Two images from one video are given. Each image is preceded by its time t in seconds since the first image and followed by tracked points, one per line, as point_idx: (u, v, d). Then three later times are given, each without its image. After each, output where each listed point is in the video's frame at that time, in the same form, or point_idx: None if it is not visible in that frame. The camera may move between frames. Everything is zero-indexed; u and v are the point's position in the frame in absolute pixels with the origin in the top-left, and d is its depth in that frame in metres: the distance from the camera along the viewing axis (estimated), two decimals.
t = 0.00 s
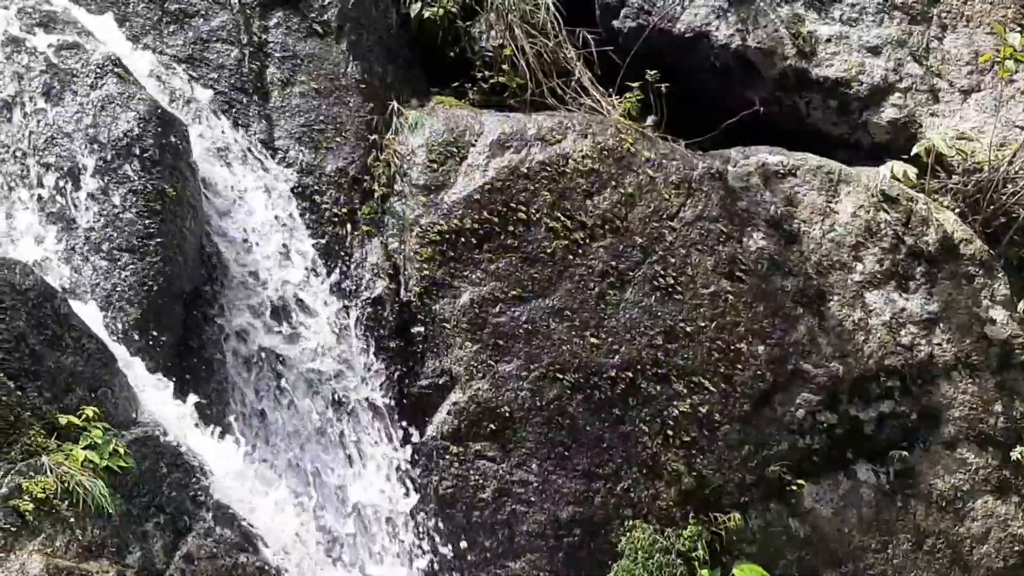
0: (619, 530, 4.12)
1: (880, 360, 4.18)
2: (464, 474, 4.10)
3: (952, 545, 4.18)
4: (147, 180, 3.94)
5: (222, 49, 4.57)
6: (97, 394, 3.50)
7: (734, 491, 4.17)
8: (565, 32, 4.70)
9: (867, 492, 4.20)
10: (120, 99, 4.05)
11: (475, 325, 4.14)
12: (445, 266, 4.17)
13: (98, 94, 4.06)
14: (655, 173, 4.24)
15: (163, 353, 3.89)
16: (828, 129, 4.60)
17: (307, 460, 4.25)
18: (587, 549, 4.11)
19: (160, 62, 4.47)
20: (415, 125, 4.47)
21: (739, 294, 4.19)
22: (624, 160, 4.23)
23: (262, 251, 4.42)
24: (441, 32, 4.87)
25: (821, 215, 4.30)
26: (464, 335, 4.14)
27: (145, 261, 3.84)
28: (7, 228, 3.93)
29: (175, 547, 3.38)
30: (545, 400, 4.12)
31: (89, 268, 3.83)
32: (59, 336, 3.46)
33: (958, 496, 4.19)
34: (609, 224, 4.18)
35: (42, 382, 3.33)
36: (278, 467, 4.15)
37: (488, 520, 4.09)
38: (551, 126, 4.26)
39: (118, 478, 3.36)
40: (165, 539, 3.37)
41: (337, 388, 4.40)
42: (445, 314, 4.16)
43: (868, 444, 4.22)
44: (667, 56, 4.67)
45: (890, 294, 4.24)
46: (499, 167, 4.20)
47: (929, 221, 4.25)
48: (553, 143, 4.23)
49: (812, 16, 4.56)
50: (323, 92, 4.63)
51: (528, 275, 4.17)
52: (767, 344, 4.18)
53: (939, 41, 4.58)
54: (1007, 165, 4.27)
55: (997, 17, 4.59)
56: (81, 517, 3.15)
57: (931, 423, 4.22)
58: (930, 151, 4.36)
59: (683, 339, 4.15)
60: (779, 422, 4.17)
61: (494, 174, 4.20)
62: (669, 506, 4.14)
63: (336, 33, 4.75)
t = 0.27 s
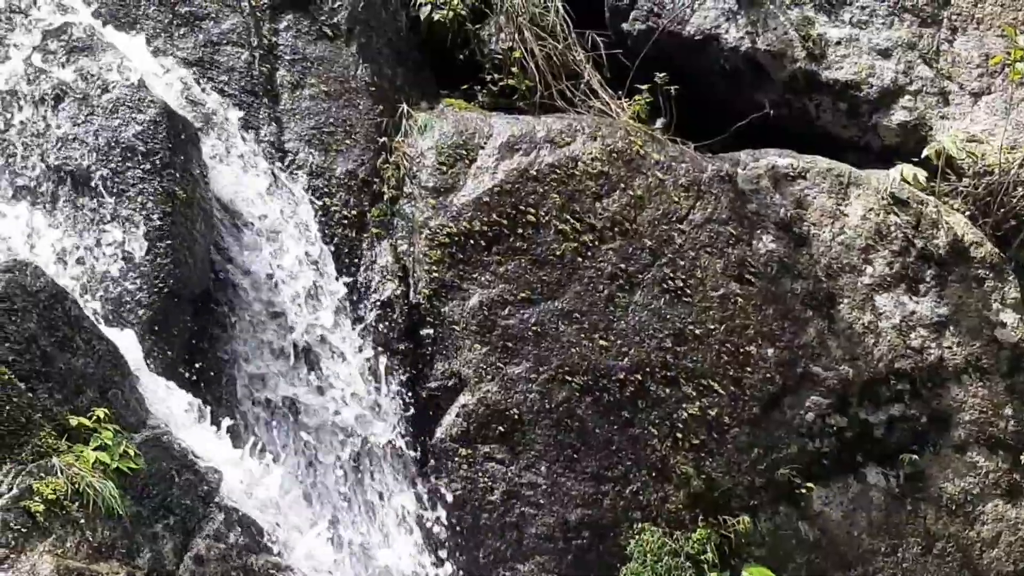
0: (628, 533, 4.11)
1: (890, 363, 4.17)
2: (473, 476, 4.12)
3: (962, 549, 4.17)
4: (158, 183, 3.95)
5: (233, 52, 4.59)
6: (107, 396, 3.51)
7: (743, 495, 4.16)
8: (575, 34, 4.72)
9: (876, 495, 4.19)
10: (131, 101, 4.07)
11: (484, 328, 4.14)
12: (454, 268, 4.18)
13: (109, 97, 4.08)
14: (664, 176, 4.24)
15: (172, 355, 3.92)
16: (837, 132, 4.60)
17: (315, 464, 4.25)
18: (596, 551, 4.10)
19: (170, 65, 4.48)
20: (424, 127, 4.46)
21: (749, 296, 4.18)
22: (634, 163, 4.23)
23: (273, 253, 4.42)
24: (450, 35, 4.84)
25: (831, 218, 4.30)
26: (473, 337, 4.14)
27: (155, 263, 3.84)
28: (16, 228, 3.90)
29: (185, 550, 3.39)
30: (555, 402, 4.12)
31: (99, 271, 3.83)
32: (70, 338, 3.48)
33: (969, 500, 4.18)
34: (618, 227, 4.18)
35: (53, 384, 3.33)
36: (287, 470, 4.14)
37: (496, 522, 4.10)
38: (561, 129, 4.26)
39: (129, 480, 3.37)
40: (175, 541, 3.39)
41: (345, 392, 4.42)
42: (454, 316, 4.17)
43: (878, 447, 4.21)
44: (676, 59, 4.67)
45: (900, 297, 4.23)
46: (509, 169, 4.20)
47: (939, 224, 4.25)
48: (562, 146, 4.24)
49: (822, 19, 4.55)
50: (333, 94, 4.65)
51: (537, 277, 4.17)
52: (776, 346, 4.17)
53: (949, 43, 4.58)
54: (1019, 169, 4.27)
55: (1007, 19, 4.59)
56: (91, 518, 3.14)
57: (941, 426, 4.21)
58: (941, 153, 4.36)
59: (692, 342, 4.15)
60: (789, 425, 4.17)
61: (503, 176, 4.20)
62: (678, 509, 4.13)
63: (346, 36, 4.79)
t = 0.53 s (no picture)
0: (636, 535, 4.11)
1: (899, 366, 4.16)
2: (482, 477, 4.13)
3: (970, 552, 4.17)
4: (167, 183, 3.96)
5: (242, 53, 4.60)
6: (116, 397, 3.52)
7: (752, 497, 4.14)
8: (583, 35, 4.71)
9: (885, 497, 4.18)
10: (140, 103, 4.07)
11: (492, 329, 4.15)
12: (462, 269, 4.19)
13: (118, 98, 4.09)
14: (673, 177, 4.22)
15: (181, 356, 3.93)
16: (846, 132, 4.59)
17: (325, 463, 4.25)
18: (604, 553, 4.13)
19: (179, 66, 4.49)
20: (433, 129, 4.48)
21: (758, 298, 4.16)
22: (642, 164, 4.21)
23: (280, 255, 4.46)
24: (459, 35, 4.81)
25: (839, 219, 4.30)
26: (480, 338, 4.16)
27: (164, 263, 3.84)
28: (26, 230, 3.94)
29: (192, 550, 3.35)
30: (562, 404, 4.12)
31: (108, 271, 3.84)
32: (79, 338, 3.48)
33: (978, 503, 4.16)
34: (626, 228, 4.17)
35: (62, 385, 3.35)
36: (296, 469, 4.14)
37: (504, 523, 4.13)
38: (569, 130, 4.25)
39: (136, 480, 3.38)
40: (183, 542, 3.34)
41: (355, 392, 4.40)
42: (461, 318, 4.19)
43: (886, 449, 4.20)
44: (684, 61, 4.67)
45: (909, 299, 4.22)
46: (517, 171, 4.20)
47: (948, 225, 4.22)
48: (570, 147, 4.23)
49: (831, 21, 4.55)
50: (342, 95, 4.66)
51: (545, 278, 4.16)
52: (785, 348, 4.15)
53: (958, 45, 4.56)
54: None
55: (1019, 19, 4.53)
56: (99, 517, 3.16)
57: (950, 428, 4.20)
58: (949, 155, 4.36)
59: (701, 344, 4.13)
60: (797, 427, 4.16)
61: (511, 177, 4.20)
62: (686, 511, 4.13)
63: (353, 37, 4.77)
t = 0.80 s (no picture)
0: (643, 537, 4.11)
1: (906, 368, 4.15)
2: (490, 479, 4.12)
3: (978, 555, 4.14)
4: (175, 186, 4.00)
5: (249, 56, 4.66)
6: (124, 399, 3.51)
7: (759, 499, 4.13)
8: (590, 37, 4.73)
9: (893, 499, 4.17)
10: (148, 106, 4.12)
11: (499, 331, 4.14)
12: (469, 270, 4.19)
13: (126, 100, 4.12)
14: (680, 180, 4.22)
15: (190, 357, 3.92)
16: (854, 135, 4.58)
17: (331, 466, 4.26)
18: (611, 556, 4.12)
19: (187, 69, 4.52)
20: (440, 131, 4.47)
21: (765, 300, 4.16)
22: (649, 166, 4.22)
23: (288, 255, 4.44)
24: (465, 38, 4.84)
25: (847, 223, 4.28)
26: (487, 340, 4.15)
27: (171, 265, 3.88)
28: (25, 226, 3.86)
29: (200, 551, 3.39)
30: (569, 406, 4.11)
31: (116, 271, 3.83)
32: (87, 340, 3.49)
33: (986, 506, 4.14)
34: (633, 230, 4.17)
35: (71, 386, 3.36)
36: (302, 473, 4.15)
37: (511, 526, 4.10)
38: (576, 132, 4.26)
39: (145, 483, 3.38)
40: (191, 543, 3.38)
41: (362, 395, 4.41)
42: (468, 320, 4.19)
43: (893, 452, 4.19)
44: (692, 63, 4.67)
45: (917, 301, 4.20)
46: (524, 173, 4.20)
47: (956, 228, 4.22)
48: (577, 149, 4.23)
49: (838, 23, 4.55)
50: (349, 98, 4.68)
51: (552, 280, 4.16)
52: (792, 350, 4.15)
53: (965, 47, 4.55)
54: None
55: None
56: (109, 518, 3.19)
57: (957, 431, 4.18)
58: (958, 157, 4.31)
59: (707, 346, 4.13)
60: (804, 430, 4.15)
61: (518, 180, 4.20)
62: (693, 513, 4.12)
63: (361, 39, 4.78)
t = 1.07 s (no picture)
0: (651, 538, 4.11)
1: (915, 369, 4.12)
2: (496, 480, 4.14)
3: (987, 555, 4.09)
4: (182, 188, 3.97)
5: (257, 57, 4.65)
6: (133, 400, 3.51)
7: (767, 500, 4.12)
8: (597, 38, 4.73)
9: (901, 500, 4.16)
10: (156, 107, 4.10)
11: (506, 331, 4.15)
12: (477, 271, 4.20)
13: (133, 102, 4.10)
14: (687, 180, 4.22)
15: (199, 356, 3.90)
16: (862, 134, 4.57)
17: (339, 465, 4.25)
18: (619, 556, 4.11)
19: (196, 71, 4.53)
20: (447, 132, 4.47)
21: (773, 300, 4.15)
22: (657, 166, 4.21)
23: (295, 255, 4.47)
24: (473, 39, 4.85)
25: (854, 223, 4.27)
26: (495, 340, 4.17)
27: (179, 267, 3.88)
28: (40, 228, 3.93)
29: (208, 551, 3.39)
30: (577, 406, 4.11)
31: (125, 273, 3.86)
32: (95, 341, 3.49)
33: (995, 507, 4.09)
34: (640, 230, 4.17)
35: (79, 387, 3.38)
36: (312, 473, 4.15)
37: (519, 527, 4.12)
38: (583, 133, 4.25)
39: (154, 483, 3.38)
40: (200, 543, 3.39)
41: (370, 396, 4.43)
42: (475, 321, 4.20)
43: (902, 452, 4.18)
44: (699, 63, 4.68)
45: (925, 302, 4.18)
46: (532, 173, 4.20)
47: (964, 228, 4.20)
48: (585, 149, 4.23)
49: (846, 24, 4.54)
50: (357, 99, 4.69)
51: (559, 281, 4.16)
52: (799, 351, 4.14)
53: (973, 47, 4.53)
54: None
55: None
56: (117, 519, 3.18)
57: (966, 431, 4.14)
58: (965, 157, 4.30)
59: (715, 346, 4.12)
60: (812, 431, 4.14)
61: (525, 180, 4.21)
62: (701, 514, 4.11)
63: (369, 40, 4.80)
